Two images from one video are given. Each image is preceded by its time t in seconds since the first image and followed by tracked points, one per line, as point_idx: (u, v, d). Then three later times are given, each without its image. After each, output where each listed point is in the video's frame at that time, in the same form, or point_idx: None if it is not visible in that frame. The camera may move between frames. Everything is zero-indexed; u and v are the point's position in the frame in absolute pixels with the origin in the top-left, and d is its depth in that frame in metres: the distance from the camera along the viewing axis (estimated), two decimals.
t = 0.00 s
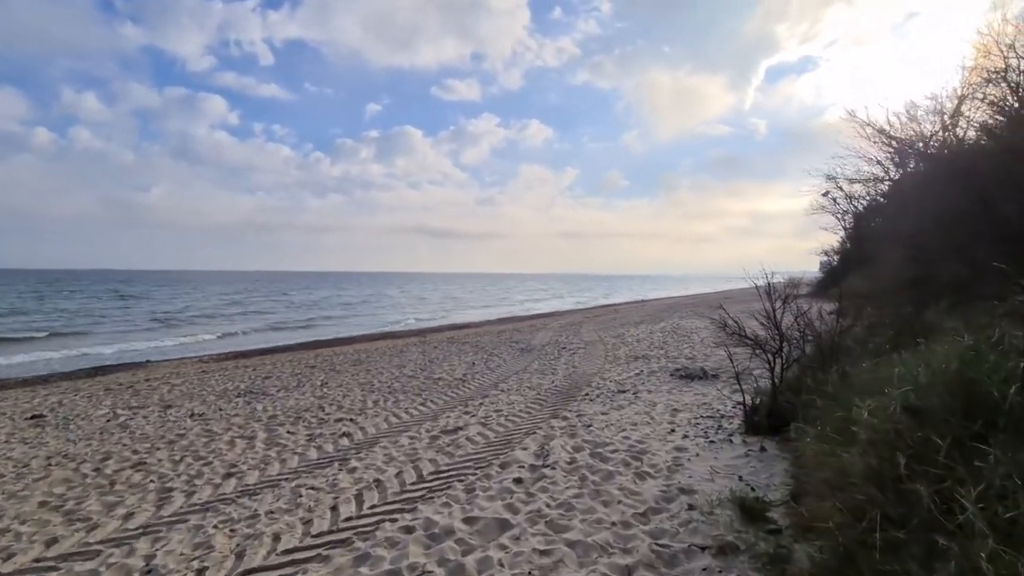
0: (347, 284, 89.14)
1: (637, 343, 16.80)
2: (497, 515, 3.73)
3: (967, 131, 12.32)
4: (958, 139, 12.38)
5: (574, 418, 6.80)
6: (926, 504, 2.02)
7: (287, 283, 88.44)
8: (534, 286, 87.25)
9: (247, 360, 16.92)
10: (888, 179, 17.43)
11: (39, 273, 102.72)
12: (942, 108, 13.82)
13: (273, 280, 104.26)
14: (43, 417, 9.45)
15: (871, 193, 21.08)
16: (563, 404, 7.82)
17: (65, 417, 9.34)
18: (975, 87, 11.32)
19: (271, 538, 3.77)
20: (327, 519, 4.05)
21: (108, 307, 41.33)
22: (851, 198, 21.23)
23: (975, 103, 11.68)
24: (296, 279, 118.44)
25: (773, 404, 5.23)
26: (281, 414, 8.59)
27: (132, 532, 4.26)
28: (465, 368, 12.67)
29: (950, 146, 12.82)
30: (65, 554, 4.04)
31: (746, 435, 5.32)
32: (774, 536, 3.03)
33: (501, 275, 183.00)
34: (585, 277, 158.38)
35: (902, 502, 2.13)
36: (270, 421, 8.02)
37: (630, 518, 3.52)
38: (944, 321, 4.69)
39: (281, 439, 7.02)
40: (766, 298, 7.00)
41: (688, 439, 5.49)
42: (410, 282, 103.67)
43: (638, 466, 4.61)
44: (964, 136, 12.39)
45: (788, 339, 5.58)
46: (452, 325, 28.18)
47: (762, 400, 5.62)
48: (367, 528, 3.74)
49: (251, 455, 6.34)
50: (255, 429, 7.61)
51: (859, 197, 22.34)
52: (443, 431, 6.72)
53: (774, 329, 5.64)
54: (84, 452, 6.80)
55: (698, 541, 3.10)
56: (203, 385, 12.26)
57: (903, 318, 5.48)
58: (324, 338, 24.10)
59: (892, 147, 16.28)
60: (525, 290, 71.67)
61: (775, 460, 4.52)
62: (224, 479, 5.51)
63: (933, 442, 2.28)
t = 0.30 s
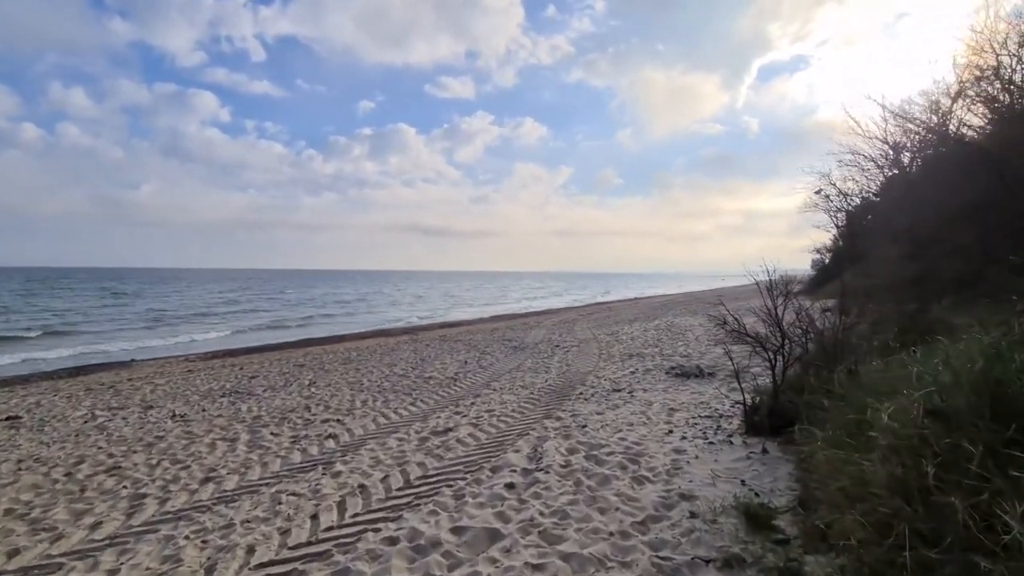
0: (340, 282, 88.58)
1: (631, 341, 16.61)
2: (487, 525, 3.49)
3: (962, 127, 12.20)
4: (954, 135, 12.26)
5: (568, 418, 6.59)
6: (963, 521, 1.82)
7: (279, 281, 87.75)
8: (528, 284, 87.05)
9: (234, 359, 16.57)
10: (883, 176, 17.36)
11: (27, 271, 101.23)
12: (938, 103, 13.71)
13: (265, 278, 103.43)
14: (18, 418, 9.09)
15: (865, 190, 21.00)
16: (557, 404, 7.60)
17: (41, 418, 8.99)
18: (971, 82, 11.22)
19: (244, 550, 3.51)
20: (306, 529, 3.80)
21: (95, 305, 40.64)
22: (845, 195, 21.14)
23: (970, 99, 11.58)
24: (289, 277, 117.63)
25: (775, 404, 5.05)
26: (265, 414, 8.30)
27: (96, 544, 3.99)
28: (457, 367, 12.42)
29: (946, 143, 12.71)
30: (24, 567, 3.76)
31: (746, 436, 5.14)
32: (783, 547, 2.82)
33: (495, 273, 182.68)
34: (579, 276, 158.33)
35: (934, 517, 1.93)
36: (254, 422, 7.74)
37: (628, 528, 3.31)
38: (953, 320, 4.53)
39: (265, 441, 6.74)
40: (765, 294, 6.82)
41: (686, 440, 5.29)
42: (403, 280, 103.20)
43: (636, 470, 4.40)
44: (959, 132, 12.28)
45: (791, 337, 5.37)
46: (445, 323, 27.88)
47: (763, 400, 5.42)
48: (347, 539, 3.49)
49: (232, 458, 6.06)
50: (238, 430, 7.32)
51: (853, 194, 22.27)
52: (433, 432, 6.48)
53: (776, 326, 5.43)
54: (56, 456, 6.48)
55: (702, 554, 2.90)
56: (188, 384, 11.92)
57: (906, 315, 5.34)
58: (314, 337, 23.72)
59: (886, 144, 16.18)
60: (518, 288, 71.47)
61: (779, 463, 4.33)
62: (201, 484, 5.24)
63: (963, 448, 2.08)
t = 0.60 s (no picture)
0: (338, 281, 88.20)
1: (630, 342, 16.37)
2: (475, 542, 3.26)
3: (965, 125, 12.00)
4: (957, 134, 12.07)
5: (565, 423, 6.36)
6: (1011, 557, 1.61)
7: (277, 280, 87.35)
8: (527, 283, 86.77)
9: (227, 359, 16.32)
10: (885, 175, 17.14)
11: (24, 269, 100.72)
12: (940, 102, 13.51)
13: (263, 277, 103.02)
14: None
15: (866, 190, 20.80)
16: (554, 407, 7.37)
17: (22, 421, 8.73)
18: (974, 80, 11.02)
19: (216, 568, 3.28)
20: (283, 543, 3.57)
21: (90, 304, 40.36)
22: (846, 195, 20.93)
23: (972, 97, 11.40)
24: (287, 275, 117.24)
25: (781, 410, 4.85)
26: (253, 417, 8.05)
27: (61, 559, 3.75)
28: (453, 368, 12.17)
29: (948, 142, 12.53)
30: None
31: (750, 443, 4.93)
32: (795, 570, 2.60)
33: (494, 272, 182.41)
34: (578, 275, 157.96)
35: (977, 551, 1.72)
36: (241, 425, 7.51)
37: (627, 546, 3.07)
38: (970, 324, 4.31)
39: (250, 446, 6.50)
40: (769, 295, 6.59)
41: (687, 447, 5.07)
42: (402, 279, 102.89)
43: (635, 480, 4.18)
44: (962, 131, 12.08)
45: (797, 340, 5.15)
46: (442, 323, 27.58)
47: (767, 406, 5.20)
48: (326, 557, 3.26)
49: (214, 464, 5.81)
50: (223, 434, 7.07)
51: (853, 194, 22.07)
52: (425, 437, 6.25)
53: (781, 328, 5.22)
54: (33, 462, 6.23)
55: None
56: (177, 385, 11.66)
57: (915, 317, 5.15)
58: (309, 336, 23.48)
59: (888, 143, 15.98)
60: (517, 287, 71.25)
61: (786, 473, 4.11)
62: (180, 492, 5.00)
63: (1003, 469, 1.86)
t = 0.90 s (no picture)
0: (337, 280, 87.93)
1: (629, 341, 16.19)
2: (467, 558, 3.06)
3: (967, 124, 11.86)
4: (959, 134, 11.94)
5: (563, 426, 6.18)
6: None
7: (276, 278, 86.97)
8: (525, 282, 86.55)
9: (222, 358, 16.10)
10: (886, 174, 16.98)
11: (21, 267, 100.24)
12: (940, 101, 13.41)
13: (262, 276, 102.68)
14: None
15: (867, 189, 20.62)
16: (552, 409, 7.19)
17: (7, 422, 8.52)
18: (974, 79, 10.95)
19: None
20: (265, 556, 3.38)
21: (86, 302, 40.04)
22: (846, 194, 20.80)
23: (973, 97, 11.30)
24: (286, 274, 116.92)
25: (787, 414, 4.67)
26: (244, 419, 7.86)
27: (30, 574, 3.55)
28: (450, 368, 11.98)
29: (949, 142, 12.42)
30: None
31: (756, 448, 4.75)
32: None
33: (493, 271, 182.11)
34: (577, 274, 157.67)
35: None
36: (230, 428, 7.31)
37: (628, 563, 2.88)
38: (986, 325, 4.14)
39: (239, 449, 6.31)
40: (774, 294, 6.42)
41: (691, 452, 4.89)
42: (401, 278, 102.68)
43: (636, 488, 3.99)
44: (963, 130, 11.97)
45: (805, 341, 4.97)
46: (439, 322, 27.37)
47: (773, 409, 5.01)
48: (309, 572, 3.08)
49: (200, 468, 5.61)
50: (212, 437, 6.87)
51: (853, 193, 21.94)
52: (419, 440, 6.06)
53: (787, 329, 5.03)
54: (13, 466, 6.03)
55: None
56: (169, 385, 11.45)
57: (926, 317, 4.98)
58: (306, 335, 23.26)
59: (889, 141, 15.83)
60: (517, 286, 71.12)
61: (794, 481, 3.92)
62: (162, 499, 4.81)
63: None
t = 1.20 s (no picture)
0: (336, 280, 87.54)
1: (630, 342, 15.93)
2: None
3: (974, 123, 11.65)
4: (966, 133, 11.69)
5: (564, 429, 5.93)
6: None
7: (275, 278, 86.64)
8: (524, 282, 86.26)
9: (215, 358, 15.82)
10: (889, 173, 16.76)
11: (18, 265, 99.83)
12: (948, 99, 13.12)
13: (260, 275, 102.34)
14: None
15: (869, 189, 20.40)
16: (551, 412, 6.94)
17: None
18: (984, 75, 10.66)
19: None
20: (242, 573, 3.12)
21: (82, 301, 39.69)
22: (848, 195, 20.58)
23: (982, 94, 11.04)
24: (284, 273, 116.54)
25: (801, 419, 4.43)
26: (234, 421, 7.60)
27: None
28: (447, 368, 11.72)
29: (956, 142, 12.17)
30: None
31: (768, 455, 4.51)
32: None
33: (492, 271, 181.80)
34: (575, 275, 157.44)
35: None
36: (219, 430, 7.05)
37: None
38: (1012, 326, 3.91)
39: (226, 452, 6.05)
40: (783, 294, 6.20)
41: (698, 459, 4.65)
42: (400, 278, 102.38)
43: (643, 499, 3.74)
44: (971, 130, 11.72)
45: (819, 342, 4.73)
46: (437, 322, 27.10)
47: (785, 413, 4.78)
48: None
49: (183, 474, 5.35)
50: (199, 440, 6.61)
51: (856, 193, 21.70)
52: (413, 444, 5.82)
53: (800, 330, 4.80)
54: None
55: None
56: (159, 386, 11.18)
57: (945, 317, 4.75)
58: (303, 335, 22.98)
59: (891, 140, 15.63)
60: (516, 286, 70.80)
61: (812, 491, 3.67)
62: (140, 507, 4.54)
63: None
